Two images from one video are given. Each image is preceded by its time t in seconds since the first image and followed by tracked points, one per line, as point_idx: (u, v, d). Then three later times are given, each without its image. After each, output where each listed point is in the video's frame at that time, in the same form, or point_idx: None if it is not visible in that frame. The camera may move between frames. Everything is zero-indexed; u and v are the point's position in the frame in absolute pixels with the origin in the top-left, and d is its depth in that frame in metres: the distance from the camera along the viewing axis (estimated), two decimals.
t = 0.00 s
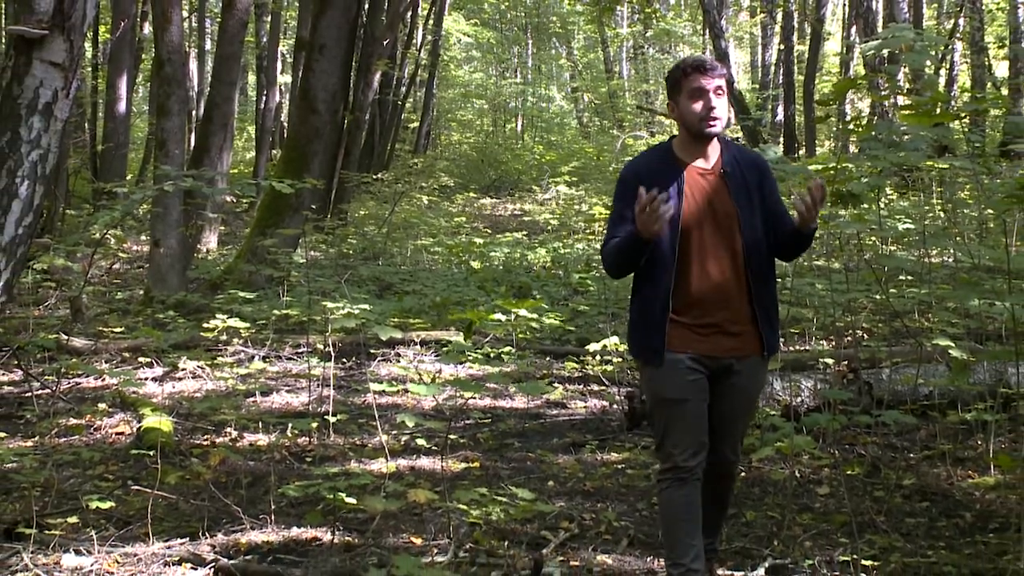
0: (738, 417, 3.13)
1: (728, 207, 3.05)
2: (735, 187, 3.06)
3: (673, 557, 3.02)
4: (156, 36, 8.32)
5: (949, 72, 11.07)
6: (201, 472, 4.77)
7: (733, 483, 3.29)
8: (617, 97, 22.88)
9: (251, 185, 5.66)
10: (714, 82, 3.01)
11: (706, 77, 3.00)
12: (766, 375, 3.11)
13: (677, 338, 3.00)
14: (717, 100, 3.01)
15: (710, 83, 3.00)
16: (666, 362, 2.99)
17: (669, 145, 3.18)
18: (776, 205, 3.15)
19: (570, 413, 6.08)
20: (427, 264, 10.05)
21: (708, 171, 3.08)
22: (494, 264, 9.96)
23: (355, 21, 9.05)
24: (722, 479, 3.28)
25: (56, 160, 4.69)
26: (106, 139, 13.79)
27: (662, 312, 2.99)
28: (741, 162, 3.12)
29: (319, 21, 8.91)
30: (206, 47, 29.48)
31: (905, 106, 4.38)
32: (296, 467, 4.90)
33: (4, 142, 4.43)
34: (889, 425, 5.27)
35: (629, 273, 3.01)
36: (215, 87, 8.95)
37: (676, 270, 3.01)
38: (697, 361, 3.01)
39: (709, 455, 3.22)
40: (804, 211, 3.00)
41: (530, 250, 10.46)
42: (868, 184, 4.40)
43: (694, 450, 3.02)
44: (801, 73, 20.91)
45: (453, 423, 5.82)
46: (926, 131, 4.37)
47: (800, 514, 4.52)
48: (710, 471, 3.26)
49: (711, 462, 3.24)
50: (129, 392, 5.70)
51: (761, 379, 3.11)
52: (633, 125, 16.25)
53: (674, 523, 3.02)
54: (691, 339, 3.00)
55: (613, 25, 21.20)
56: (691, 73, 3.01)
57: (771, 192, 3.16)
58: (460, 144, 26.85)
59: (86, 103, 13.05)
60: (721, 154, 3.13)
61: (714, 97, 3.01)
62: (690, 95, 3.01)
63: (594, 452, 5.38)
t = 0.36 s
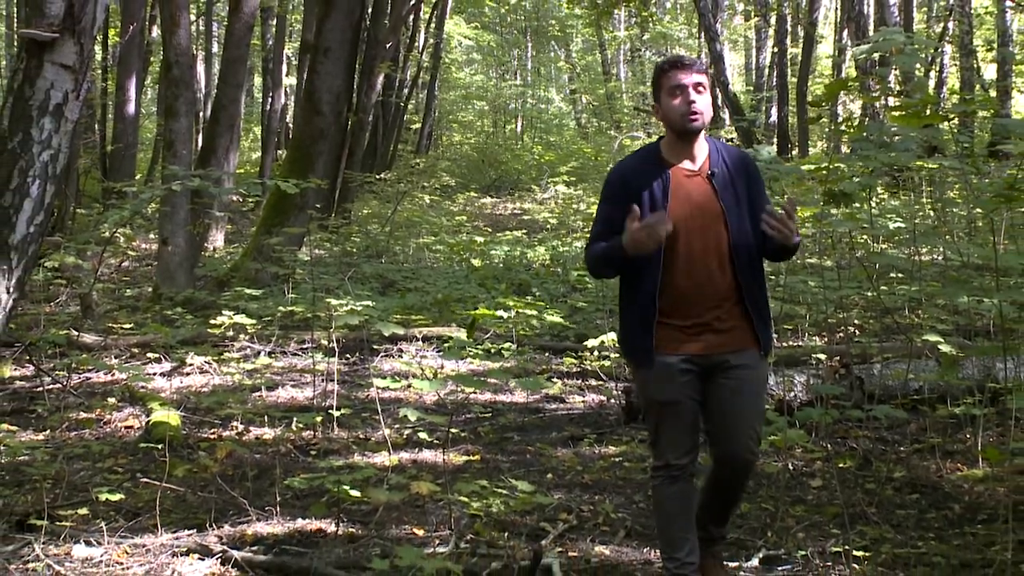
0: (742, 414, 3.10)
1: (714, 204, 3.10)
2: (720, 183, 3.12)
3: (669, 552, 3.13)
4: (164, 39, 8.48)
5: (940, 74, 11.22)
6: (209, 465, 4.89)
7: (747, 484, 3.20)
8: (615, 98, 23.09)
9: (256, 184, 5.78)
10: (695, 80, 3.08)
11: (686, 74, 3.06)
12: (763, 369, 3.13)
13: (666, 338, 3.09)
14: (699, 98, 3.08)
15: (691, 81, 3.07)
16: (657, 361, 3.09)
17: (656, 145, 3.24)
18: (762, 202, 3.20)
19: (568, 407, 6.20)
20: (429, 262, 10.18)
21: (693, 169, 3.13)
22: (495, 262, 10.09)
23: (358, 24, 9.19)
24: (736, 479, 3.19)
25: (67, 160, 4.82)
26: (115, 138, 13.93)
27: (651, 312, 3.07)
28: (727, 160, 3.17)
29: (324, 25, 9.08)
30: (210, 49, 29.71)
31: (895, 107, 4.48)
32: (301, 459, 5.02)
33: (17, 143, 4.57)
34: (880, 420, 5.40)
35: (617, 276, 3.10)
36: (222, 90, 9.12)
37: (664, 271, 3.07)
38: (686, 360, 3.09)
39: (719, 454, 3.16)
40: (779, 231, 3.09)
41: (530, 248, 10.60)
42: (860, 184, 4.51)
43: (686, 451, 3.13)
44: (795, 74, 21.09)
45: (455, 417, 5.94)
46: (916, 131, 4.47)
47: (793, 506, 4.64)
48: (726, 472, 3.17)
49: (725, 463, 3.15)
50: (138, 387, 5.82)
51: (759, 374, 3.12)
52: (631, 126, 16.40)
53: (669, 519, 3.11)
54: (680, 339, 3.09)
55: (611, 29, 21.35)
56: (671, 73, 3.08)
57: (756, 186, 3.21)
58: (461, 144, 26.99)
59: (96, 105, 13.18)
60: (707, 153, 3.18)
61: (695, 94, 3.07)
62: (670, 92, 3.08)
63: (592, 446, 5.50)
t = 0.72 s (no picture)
0: (738, 402, 3.10)
1: (707, 203, 3.16)
2: (714, 183, 3.18)
3: (667, 542, 3.30)
4: (172, 42, 8.72)
5: (931, 76, 11.38)
6: (216, 458, 5.02)
7: (755, 475, 3.08)
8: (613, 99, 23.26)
9: (263, 184, 5.89)
10: (690, 81, 3.14)
11: (680, 76, 3.13)
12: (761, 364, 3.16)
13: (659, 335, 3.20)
14: (693, 99, 3.15)
15: (685, 83, 3.13)
16: (650, 358, 3.21)
17: (654, 146, 3.34)
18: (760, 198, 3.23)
19: (567, 401, 6.33)
20: (431, 259, 10.31)
21: (688, 169, 3.21)
22: (495, 259, 10.22)
23: (362, 27, 9.38)
24: (741, 470, 3.09)
25: (78, 160, 4.96)
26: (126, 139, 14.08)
27: (644, 309, 3.17)
28: (723, 159, 3.22)
29: (328, 28, 9.19)
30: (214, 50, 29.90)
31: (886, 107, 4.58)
32: (307, 452, 5.14)
33: (30, 143, 4.70)
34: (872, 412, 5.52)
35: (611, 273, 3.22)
36: (230, 91, 9.32)
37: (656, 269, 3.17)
38: (679, 357, 3.18)
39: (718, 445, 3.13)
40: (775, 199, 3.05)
41: (530, 246, 10.72)
42: (851, 182, 4.63)
43: (682, 446, 3.26)
44: (791, 76, 21.23)
45: (456, 410, 6.08)
46: (907, 132, 4.58)
47: (786, 497, 4.77)
48: (730, 464, 3.10)
49: (727, 454, 3.10)
50: (147, 381, 5.95)
51: (756, 368, 3.14)
52: (630, 126, 16.54)
53: (668, 511, 3.28)
54: (673, 336, 3.19)
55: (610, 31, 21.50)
56: (666, 76, 3.15)
57: (753, 183, 3.24)
58: (462, 144, 27.12)
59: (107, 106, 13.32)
60: (703, 152, 3.25)
61: (689, 96, 3.14)
62: (664, 94, 3.16)
63: (591, 438, 5.63)
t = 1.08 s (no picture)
0: (733, 406, 3.20)
1: (712, 209, 3.23)
2: (721, 188, 3.23)
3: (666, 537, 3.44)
4: (180, 45, 8.97)
5: (922, 78, 11.53)
6: (223, 451, 5.14)
7: (749, 478, 3.17)
8: (610, 101, 23.46)
9: (269, 184, 6.02)
10: (699, 87, 3.23)
11: (690, 83, 3.22)
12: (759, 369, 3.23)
13: (659, 337, 3.30)
14: (702, 105, 3.24)
15: (696, 89, 3.23)
16: (651, 356, 3.30)
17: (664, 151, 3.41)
18: (768, 207, 3.29)
19: (566, 395, 6.46)
20: (433, 257, 10.43)
21: (696, 173, 3.26)
22: (496, 257, 10.35)
23: (365, 32, 9.57)
24: (736, 473, 3.18)
25: (88, 160, 5.08)
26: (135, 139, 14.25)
27: (647, 310, 3.27)
28: (732, 164, 3.28)
29: (332, 31, 9.38)
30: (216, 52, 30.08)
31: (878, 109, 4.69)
32: (311, 445, 5.26)
33: (41, 144, 4.82)
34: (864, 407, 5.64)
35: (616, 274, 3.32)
36: (237, 93, 9.56)
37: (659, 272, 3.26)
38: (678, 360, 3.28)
39: (715, 447, 3.24)
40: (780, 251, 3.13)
41: (530, 245, 10.86)
42: (843, 182, 4.75)
43: (682, 446, 3.39)
44: (787, 78, 21.36)
45: (458, 405, 6.21)
46: (898, 132, 4.68)
47: (780, 489, 4.89)
48: (722, 468, 3.21)
49: (721, 457, 3.22)
50: (155, 377, 6.07)
51: (754, 373, 3.21)
52: (627, 127, 16.68)
53: (666, 507, 3.40)
54: (674, 338, 3.28)
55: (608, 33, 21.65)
56: (677, 81, 3.25)
57: (762, 191, 3.29)
58: (463, 145, 27.25)
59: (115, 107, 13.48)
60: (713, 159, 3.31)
61: (698, 102, 3.23)
62: (675, 100, 3.25)
63: (589, 432, 5.75)
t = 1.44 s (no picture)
0: (741, 409, 3.19)
1: (731, 210, 3.19)
2: (741, 188, 3.19)
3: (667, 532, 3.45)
4: (188, 48, 9.18)
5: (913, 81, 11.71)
6: (230, 445, 5.26)
7: (750, 480, 3.17)
8: (608, 103, 23.65)
9: (275, 185, 6.14)
10: (726, 83, 3.17)
11: (716, 79, 3.16)
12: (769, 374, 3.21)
13: (673, 336, 3.27)
14: (728, 102, 3.19)
15: (724, 84, 3.17)
16: (661, 354, 3.29)
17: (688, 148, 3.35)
18: (790, 212, 3.24)
19: (564, 390, 6.59)
20: (434, 255, 10.56)
21: (718, 172, 3.23)
22: (496, 255, 10.48)
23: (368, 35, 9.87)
24: (738, 474, 3.19)
25: (98, 161, 5.20)
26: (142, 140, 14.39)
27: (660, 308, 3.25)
28: (755, 165, 3.23)
29: (336, 35, 9.66)
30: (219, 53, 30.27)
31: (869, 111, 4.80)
32: (316, 439, 5.39)
33: (52, 144, 4.94)
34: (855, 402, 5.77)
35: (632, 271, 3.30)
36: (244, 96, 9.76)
37: (675, 272, 3.24)
38: (688, 360, 3.26)
39: (720, 447, 3.24)
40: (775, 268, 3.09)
41: (529, 243, 11.01)
42: (835, 182, 4.86)
43: (686, 445, 3.35)
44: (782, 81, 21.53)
45: (459, 400, 6.34)
46: (889, 133, 4.79)
47: (773, 482, 5.01)
48: (725, 467, 3.22)
49: (724, 459, 3.22)
50: (163, 372, 6.20)
51: (763, 378, 3.19)
52: (623, 128, 16.84)
53: (670, 502, 3.41)
54: (686, 337, 3.25)
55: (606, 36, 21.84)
56: (705, 75, 3.19)
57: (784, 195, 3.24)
58: (464, 146, 27.40)
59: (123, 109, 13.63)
60: (738, 158, 3.26)
61: (723, 99, 3.17)
62: (701, 94, 3.20)
63: (587, 426, 5.88)
